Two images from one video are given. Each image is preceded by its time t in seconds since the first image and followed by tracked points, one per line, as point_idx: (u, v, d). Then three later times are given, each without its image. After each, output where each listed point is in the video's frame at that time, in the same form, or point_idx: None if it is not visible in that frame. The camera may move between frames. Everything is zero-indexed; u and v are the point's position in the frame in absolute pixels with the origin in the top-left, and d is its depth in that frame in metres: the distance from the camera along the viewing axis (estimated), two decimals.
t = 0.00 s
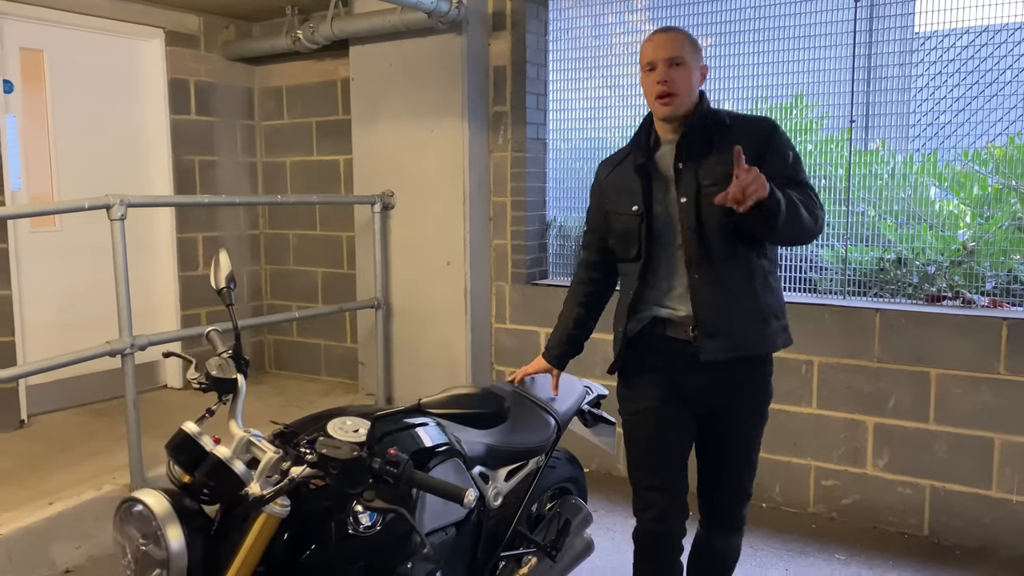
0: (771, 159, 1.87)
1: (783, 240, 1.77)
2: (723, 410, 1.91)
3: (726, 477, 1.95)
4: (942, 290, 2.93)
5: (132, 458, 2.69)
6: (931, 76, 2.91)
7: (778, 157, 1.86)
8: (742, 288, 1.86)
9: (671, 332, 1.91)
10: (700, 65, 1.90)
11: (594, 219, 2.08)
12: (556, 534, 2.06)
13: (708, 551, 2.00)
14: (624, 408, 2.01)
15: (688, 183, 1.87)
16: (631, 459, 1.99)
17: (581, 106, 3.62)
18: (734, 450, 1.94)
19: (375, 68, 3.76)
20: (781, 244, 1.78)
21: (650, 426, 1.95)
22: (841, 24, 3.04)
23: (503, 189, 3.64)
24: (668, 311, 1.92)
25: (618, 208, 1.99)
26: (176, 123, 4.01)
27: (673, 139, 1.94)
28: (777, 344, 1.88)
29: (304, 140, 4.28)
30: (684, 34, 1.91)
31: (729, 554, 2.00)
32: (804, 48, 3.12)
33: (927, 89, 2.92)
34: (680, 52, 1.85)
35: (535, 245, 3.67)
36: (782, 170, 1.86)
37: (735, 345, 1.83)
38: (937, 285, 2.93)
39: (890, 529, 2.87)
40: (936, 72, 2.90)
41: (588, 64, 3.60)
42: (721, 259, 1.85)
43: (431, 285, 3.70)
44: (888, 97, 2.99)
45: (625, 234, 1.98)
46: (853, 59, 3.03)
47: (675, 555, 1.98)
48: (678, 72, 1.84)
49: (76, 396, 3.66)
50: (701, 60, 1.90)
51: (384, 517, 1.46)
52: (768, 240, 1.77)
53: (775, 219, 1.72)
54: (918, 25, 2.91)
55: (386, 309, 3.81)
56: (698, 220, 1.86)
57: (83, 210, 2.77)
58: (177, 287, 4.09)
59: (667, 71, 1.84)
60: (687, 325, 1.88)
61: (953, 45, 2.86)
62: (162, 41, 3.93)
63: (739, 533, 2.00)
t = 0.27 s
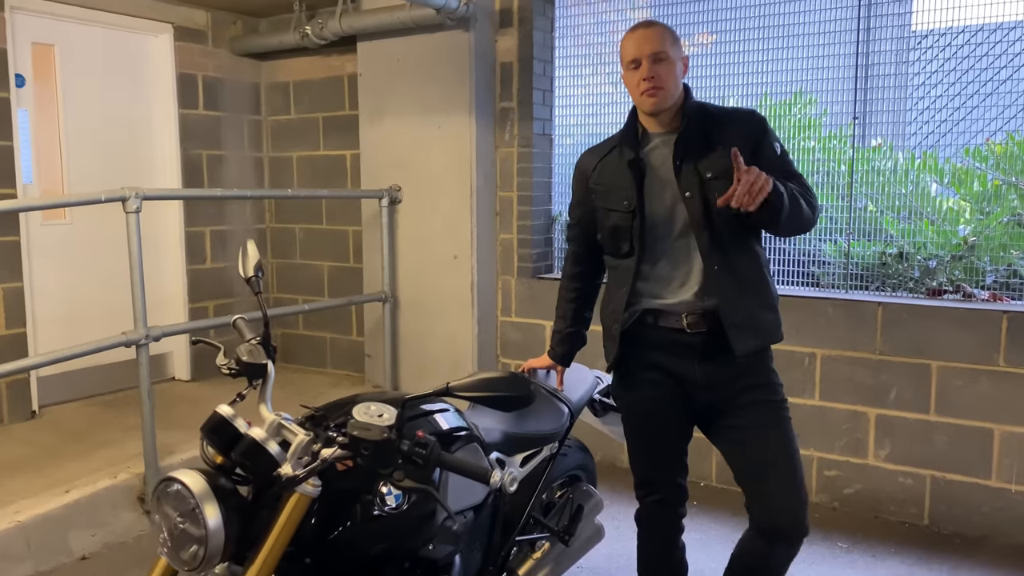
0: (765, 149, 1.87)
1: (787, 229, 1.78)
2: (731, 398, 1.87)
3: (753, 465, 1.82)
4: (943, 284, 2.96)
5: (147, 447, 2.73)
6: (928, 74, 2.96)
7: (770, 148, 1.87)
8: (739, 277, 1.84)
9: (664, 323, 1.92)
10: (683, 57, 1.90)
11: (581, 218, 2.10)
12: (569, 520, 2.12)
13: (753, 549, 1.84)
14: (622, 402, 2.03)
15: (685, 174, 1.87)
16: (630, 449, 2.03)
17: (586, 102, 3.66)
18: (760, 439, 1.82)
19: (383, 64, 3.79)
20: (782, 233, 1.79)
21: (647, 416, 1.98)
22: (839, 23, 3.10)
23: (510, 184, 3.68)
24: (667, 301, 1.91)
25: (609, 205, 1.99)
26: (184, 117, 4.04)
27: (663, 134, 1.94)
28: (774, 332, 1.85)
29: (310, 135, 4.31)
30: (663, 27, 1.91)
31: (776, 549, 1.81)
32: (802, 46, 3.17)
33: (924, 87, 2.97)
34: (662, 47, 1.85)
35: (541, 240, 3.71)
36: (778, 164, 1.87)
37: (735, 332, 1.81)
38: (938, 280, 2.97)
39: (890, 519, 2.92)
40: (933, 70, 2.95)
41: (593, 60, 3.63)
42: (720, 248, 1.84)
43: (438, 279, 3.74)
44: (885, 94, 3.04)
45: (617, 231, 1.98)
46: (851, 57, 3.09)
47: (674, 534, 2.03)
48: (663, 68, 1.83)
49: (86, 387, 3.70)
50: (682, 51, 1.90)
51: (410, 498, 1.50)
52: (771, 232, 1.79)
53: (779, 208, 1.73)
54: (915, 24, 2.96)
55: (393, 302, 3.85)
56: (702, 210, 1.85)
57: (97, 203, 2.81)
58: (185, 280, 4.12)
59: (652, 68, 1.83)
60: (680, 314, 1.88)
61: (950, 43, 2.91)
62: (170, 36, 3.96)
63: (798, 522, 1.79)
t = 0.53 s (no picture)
0: (755, 140, 1.86)
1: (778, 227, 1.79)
2: (724, 388, 1.88)
3: (743, 451, 1.82)
4: (940, 279, 3.03)
5: (158, 437, 2.77)
6: (924, 72, 3.01)
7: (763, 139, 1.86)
8: (729, 267, 1.85)
9: (663, 315, 1.94)
10: (677, 55, 1.92)
11: (582, 216, 2.14)
12: (576, 507, 2.17)
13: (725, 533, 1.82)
14: (626, 393, 2.08)
15: (675, 170, 1.89)
16: (635, 438, 2.08)
17: (589, 99, 3.70)
18: (750, 425, 1.82)
19: (388, 59, 3.83)
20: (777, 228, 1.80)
21: (647, 405, 2.03)
22: (838, 21, 3.14)
23: (513, 179, 3.72)
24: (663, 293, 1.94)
25: (607, 203, 2.02)
26: (190, 112, 4.07)
27: (658, 132, 1.96)
28: (768, 322, 1.85)
29: (314, 131, 4.35)
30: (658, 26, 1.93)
31: (755, 534, 1.79)
32: (801, 44, 3.22)
33: (920, 85, 3.02)
34: (656, 45, 1.87)
35: (544, 235, 3.75)
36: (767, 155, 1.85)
37: (723, 321, 1.82)
38: (936, 275, 3.03)
39: (889, 509, 2.98)
40: (929, 68, 3.00)
41: (596, 57, 3.67)
42: (709, 241, 1.85)
43: (442, 273, 3.78)
44: (881, 92, 3.09)
45: (616, 228, 2.02)
46: (848, 55, 3.14)
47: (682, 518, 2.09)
48: (657, 66, 1.85)
49: (93, 380, 3.73)
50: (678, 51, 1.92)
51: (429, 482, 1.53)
52: (766, 228, 1.79)
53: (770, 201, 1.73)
54: (912, 23, 3.01)
55: (397, 296, 3.89)
56: (688, 205, 1.86)
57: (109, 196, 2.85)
58: (190, 273, 4.15)
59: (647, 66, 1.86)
60: (677, 304, 1.91)
61: (945, 42, 2.97)
62: (176, 31, 3.99)
63: (777, 507, 1.78)
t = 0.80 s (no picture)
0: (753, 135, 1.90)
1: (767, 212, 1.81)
2: (712, 390, 1.90)
3: (723, 456, 1.88)
4: (936, 277, 3.07)
5: (163, 433, 2.80)
6: (918, 73, 3.06)
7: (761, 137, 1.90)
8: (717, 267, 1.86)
9: (658, 314, 1.98)
10: (682, 57, 1.94)
11: (591, 211, 2.17)
12: (580, 500, 2.21)
13: (695, 538, 1.90)
14: (623, 386, 2.12)
15: (669, 169, 1.91)
16: (632, 432, 2.12)
17: (588, 98, 3.73)
18: (733, 432, 1.87)
19: (390, 59, 3.86)
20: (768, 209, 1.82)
21: (643, 401, 2.07)
22: (834, 22, 3.19)
23: (514, 177, 3.76)
24: (658, 293, 1.99)
25: (607, 198, 2.06)
26: (192, 110, 4.09)
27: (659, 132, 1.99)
28: (758, 325, 1.84)
29: (315, 129, 4.37)
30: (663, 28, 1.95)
31: (725, 542, 1.87)
32: (796, 45, 3.27)
33: (914, 86, 3.07)
34: (661, 49, 1.89)
35: (544, 233, 3.79)
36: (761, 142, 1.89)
37: (708, 321, 1.85)
38: (931, 273, 3.07)
39: (885, 504, 3.02)
40: (923, 69, 3.05)
41: (596, 57, 3.70)
42: (699, 240, 1.88)
43: (443, 270, 3.81)
44: (876, 92, 3.14)
45: (615, 224, 2.05)
46: (844, 56, 3.18)
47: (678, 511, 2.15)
48: (660, 70, 1.88)
49: (96, 376, 3.75)
50: (682, 53, 1.95)
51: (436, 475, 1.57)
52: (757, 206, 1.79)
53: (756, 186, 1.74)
54: (906, 24, 3.06)
55: (398, 294, 3.92)
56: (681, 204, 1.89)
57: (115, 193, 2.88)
58: (192, 271, 4.17)
59: (650, 70, 1.88)
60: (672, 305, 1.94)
61: (939, 44, 3.01)
62: (178, 30, 4.02)
63: (746, 519, 1.84)
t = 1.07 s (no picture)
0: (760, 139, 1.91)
1: (783, 204, 1.84)
2: (706, 391, 1.93)
3: (716, 459, 1.90)
4: (930, 277, 3.10)
5: (163, 431, 2.82)
6: (912, 75, 3.09)
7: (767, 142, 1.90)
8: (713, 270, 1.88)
9: (652, 314, 2.00)
10: (683, 58, 1.97)
11: (590, 211, 2.20)
12: (578, 497, 2.23)
13: (689, 538, 1.93)
14: (620, 385, 2.14)
15: (670, 170, 1.94)
16: (628, 430, 2.15)
17: (585, 99, 3.76)
18: (726, 434, 1.90)
19: (388, 59, 3.88)
20: (782, 205, 1.85)
21: (639, 401, 2.09)
22: (828, 25, 3.22)
23: (512, 178, 3.78)
24: (653, 294, 2.01)
25: (605, 196, 2.09)
26: (191, 110, 4.11)
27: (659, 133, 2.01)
28: (752, 328, 1.87)
29: (314, 129, 4.39)
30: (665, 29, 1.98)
31: (718, 543, 1.90)
32: (791, 48, 3.30)
33: (908, 88, 3.10)
34: (662, 48, 1.91)
35: (542, 233, 3.81)
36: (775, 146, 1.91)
37: (703, 323, 1.87)
38: (925, 273, 3.10)
39: (879, 502, 3.05)
40: (916, 72, 3.08)
41: (593, 59, 3.73)
42: (697, 242, 1.90)
43: (441, 270, 3.83)
44: (871, 94, 3.17)
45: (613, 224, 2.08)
46: (838, 58, 3.21)
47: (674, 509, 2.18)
48: (662, 69, 1.91)
49: (95, 375, 3.76)
50: (683, 54, 1.97)
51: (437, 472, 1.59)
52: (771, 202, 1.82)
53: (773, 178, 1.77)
54: (900, 27, 3.09)
55: (397, 293, 3.94)
56: (679, 206, 1.92)
57: (115, 193, 2.90)
58: (191, 271, 4.19)
59: (653, 68, 1.91)
60: (666, 306, 1.96)
61: (932, 47, 3.04)
62: (177, 30, 4.03)
63: (740, 521, 1.88)
